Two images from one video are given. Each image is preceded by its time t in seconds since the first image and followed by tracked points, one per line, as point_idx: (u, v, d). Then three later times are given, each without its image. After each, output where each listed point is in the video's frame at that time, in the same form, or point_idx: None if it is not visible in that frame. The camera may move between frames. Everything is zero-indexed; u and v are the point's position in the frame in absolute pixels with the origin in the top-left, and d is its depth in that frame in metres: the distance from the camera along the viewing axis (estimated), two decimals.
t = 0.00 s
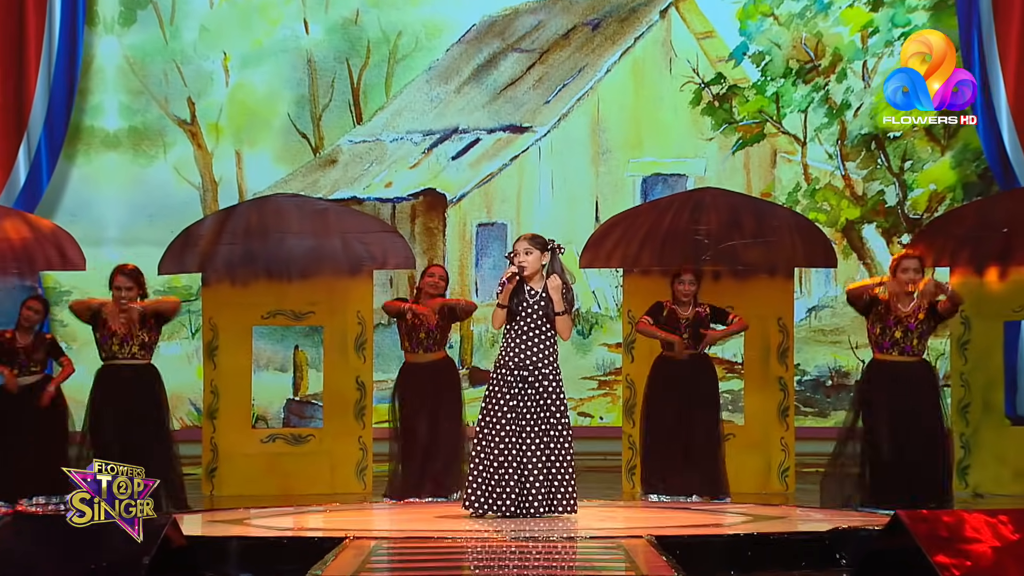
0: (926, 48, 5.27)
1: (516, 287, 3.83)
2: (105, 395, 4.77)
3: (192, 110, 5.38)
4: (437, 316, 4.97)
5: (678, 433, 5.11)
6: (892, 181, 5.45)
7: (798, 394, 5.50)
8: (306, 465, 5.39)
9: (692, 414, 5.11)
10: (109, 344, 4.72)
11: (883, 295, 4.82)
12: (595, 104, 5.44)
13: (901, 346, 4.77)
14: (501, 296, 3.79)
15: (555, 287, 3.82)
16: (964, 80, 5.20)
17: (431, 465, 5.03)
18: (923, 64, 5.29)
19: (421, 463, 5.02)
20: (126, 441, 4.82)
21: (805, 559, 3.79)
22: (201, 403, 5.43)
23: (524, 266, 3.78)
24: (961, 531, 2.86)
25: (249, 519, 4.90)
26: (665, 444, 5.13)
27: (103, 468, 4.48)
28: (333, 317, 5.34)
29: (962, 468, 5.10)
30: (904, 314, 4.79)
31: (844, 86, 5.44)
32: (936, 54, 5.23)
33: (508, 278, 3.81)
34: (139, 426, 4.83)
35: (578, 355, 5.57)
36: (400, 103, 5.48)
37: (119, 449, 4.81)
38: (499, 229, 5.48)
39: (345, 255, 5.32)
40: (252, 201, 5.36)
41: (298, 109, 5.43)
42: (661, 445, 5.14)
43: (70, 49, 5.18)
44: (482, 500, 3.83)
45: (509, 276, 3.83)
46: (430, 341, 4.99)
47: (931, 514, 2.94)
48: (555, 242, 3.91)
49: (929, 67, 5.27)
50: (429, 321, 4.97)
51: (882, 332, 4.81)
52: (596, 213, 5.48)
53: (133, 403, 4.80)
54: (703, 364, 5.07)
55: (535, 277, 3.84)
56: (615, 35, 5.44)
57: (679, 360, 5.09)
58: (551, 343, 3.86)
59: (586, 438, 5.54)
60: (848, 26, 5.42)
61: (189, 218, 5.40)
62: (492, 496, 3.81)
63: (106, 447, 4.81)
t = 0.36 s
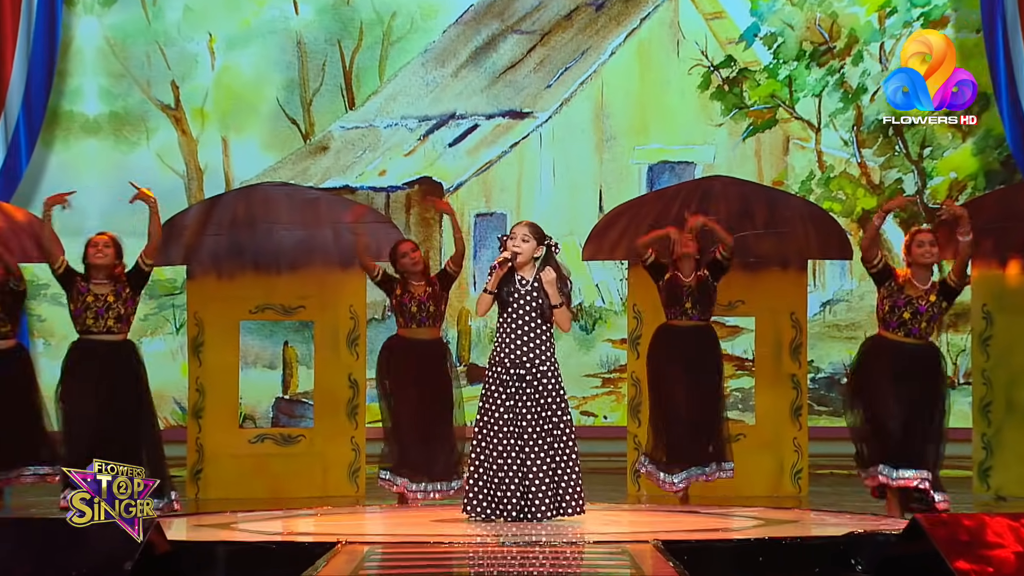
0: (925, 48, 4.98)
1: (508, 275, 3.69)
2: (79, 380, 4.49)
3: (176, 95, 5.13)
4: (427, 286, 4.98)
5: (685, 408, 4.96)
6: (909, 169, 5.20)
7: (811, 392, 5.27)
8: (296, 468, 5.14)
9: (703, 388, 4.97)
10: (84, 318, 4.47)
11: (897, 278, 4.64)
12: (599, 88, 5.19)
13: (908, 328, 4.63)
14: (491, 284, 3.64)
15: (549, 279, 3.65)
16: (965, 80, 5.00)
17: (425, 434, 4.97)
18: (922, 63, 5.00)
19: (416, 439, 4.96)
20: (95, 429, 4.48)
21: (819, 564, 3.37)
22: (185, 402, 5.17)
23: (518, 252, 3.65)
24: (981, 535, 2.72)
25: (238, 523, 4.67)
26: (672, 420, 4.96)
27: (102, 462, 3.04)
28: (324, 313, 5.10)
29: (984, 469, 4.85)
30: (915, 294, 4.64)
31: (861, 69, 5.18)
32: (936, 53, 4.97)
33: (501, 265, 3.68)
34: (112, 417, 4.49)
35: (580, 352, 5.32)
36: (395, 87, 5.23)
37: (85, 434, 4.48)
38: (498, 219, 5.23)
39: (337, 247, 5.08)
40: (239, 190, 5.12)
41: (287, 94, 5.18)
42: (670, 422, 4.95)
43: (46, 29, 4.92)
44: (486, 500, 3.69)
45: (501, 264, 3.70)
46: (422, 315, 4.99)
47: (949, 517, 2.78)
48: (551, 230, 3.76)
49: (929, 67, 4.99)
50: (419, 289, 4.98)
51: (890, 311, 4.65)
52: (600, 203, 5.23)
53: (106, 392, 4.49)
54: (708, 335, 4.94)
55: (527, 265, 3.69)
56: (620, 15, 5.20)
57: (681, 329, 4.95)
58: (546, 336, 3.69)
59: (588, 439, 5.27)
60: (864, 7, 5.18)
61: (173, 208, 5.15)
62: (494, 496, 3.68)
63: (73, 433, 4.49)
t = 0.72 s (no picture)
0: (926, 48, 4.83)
1: (498, 275, 3.78)
2: (46, 393, 4.75)
3: (159, 77, 4.88)
4: (419, 298, 4.87)
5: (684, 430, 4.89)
6: (929, 156, 4.94)
7: (826, 389, 4.96)
8: (284, 469, 4.93)
9: (704, 407, 4.89)
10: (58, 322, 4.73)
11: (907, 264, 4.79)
12: (604, 70, 4.95)
13: (921, 318, 4.76)
14: (481, 284, 3.74)
15: (535, 279, 3.73)
16: (965, 79, 4.84)
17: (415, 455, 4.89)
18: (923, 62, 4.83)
19: (406, 457, 4.88)
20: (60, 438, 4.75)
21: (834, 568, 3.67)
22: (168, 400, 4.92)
23: (507, 251, 3.75)
24: (1005, 538, 3.10)
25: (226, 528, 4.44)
26: (677, 452, 4.89)
27: (103, 453, 4.16)
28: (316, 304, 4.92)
29: (1009, 470, 4.85)
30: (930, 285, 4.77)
31: (879, 50, 4.92)
32: (936, 53, 4.83)
33: (489, 268, 3.76)
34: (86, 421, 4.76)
35: (584, 347, 4.99)
36: (389, 69, 4.97)
37: (63, 436, 4.77)
38: (497, 207, 4.99)
39: (328, 237, 4.93)
40: (229, 177, 4.92)
41: (276, 76, 4.93)
42: (666, 441, 4.90)
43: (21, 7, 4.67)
44: (480, 500, 3.81)
45: (491, 266, 3.77)
46: (415, 326, 4.88)
47: (974, 522, 3.16)
48: (538, 226, 3.89)
49: (929, 67, 4.83)
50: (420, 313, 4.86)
51: (902, 301, 4.79)
52: (605, 192, 4.98)
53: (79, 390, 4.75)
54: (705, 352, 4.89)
55: (518, 262, 3.79)
56: None
57: (681, 352, 4.89)
58: (535, 332, 3.79)
59: (591, 438, 5.00)
60: None
61: (157, 196, 4.90)
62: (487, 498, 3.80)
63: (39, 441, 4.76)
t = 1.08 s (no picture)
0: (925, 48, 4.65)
1: (484, 268, 3.70)
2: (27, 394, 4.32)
3: (141, 57, 4.64)
4: (417, 286, 4.49)
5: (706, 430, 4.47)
6: (951, 139, 4.72)
7: (841, 383, 4.77)
8: (274, 468, 4.71)
9: (740, 412, 4.46)
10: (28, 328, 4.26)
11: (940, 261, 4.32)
12: (609, 49, 4.70)
13: (947, 319, 4.30)
14: (469, 278, 3.66)
15: (524, 271, 3.64)
16: (966, 80, 4.67)
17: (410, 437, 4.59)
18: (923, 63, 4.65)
19: (401, 448, 4.58)
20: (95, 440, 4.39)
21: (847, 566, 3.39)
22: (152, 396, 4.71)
23: (496, 242, 3.68)
24: None
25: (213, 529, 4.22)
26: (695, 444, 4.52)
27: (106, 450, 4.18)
28: (306, 293, 4.68)
29: None
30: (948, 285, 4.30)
31: (898, 27, 4.71)
32: (936, 53, 4.65)
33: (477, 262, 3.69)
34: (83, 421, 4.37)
35: (589, 340, 4.77)
36: (384, 48, 4.73)
37: (38, 453, 4.35)
38: (498, 193, 4.76)
39: (320, 225, 4.68)
40: (214, 162, 4.69)
41: (264, 56, 4.70)
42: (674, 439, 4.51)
43: None
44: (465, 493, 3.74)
45: (477, 259, 3.69)
46: (408, 314, 4.50)
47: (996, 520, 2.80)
48: (530, 213, 3.76)
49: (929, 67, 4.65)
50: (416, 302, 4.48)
51: (925, 304, 4.30)
52: (609, 177, 4.74)
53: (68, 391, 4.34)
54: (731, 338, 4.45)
55: (506, 254, 3.70)
56: None
57: (700, 334, 4.44)
58: (525, 326, 3.73)
59: (596, 436, 4.81)
60: None
61: (140, 181, 4.67)
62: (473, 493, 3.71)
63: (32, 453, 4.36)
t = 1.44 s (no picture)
0: (926, 49, 4.45)
1: (479, 257, 3.57)
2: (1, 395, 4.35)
3: (123, 38, 4.41)
4: (401, 270, 4.47)
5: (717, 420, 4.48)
6: (974, 124, 4.50)
7: (859, 382, 4.52)
8: (263, 470, 4.50)
9: (747, 417, 4.48)
10: None
11: (948, 269, 4.37)
12: (615, 30, 4.47)
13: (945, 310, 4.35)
14: (461, 268, 3.53)
15: (521, 256, 3.54)
16: (965, 80, 4.48)
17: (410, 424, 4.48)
18: (922, 64, 4.45)
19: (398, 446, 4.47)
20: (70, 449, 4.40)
21: None
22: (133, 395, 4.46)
23: (489, 229, 3.55)
24: None
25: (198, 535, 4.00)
26: (691, 448, 4.49)
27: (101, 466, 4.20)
28: (297, 287, 4.49)
29: None
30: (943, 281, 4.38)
31: (918, 7, 4.46)
32: (936, 53, 4.45)
33: (472, 250, 3.54)
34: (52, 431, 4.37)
35: (593, 336, 4.50)
36: (377, 29, 4.51)
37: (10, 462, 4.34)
38: (497, 181, 4.51)
39: (311, 215, 4.50)
40: (201, 148, 4.47)
41: (252, 37, 4.45)
42: (686, 432, 4.50)
43: None
44: (457, 498, 3.54)
45: (471, 247, 3.56)
46: (405, 302, 4.47)
47: None
48: (526, 202, 3.63)
49: (930, 67, 4.45)
50: (407, 286, 4.46)
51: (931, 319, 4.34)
52: (614, 165, 4.50)
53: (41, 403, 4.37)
54: (738, 329, 4.48)
55: (500, 242, 3.57)
56: None
57: (709, 327, 4.48)
58: (519, 323, 3.56)
59: (601, 436, 4.53)
60: None
61: (121, 169, 4.44)
62: (466, 497, 3.53)
63: None
